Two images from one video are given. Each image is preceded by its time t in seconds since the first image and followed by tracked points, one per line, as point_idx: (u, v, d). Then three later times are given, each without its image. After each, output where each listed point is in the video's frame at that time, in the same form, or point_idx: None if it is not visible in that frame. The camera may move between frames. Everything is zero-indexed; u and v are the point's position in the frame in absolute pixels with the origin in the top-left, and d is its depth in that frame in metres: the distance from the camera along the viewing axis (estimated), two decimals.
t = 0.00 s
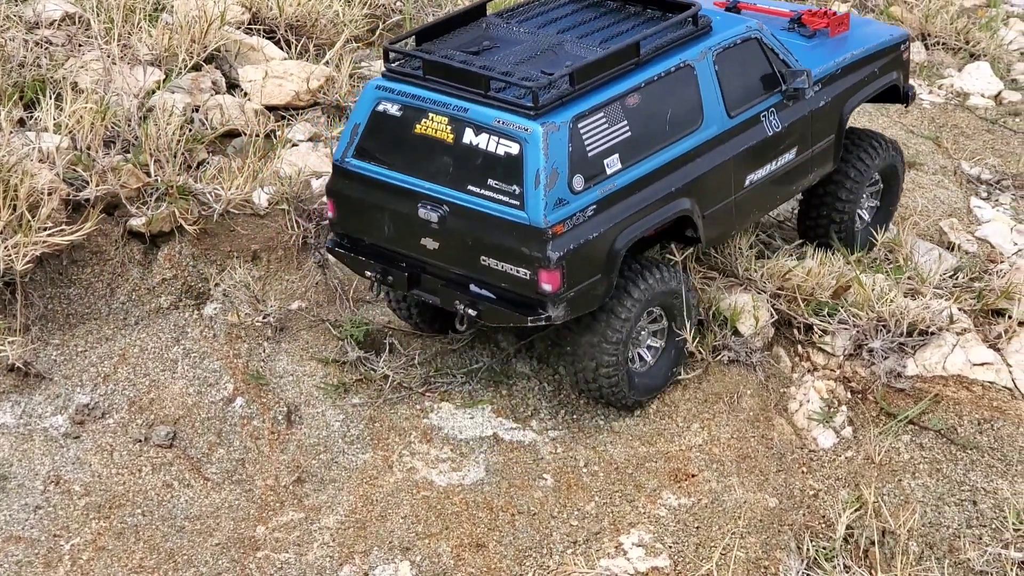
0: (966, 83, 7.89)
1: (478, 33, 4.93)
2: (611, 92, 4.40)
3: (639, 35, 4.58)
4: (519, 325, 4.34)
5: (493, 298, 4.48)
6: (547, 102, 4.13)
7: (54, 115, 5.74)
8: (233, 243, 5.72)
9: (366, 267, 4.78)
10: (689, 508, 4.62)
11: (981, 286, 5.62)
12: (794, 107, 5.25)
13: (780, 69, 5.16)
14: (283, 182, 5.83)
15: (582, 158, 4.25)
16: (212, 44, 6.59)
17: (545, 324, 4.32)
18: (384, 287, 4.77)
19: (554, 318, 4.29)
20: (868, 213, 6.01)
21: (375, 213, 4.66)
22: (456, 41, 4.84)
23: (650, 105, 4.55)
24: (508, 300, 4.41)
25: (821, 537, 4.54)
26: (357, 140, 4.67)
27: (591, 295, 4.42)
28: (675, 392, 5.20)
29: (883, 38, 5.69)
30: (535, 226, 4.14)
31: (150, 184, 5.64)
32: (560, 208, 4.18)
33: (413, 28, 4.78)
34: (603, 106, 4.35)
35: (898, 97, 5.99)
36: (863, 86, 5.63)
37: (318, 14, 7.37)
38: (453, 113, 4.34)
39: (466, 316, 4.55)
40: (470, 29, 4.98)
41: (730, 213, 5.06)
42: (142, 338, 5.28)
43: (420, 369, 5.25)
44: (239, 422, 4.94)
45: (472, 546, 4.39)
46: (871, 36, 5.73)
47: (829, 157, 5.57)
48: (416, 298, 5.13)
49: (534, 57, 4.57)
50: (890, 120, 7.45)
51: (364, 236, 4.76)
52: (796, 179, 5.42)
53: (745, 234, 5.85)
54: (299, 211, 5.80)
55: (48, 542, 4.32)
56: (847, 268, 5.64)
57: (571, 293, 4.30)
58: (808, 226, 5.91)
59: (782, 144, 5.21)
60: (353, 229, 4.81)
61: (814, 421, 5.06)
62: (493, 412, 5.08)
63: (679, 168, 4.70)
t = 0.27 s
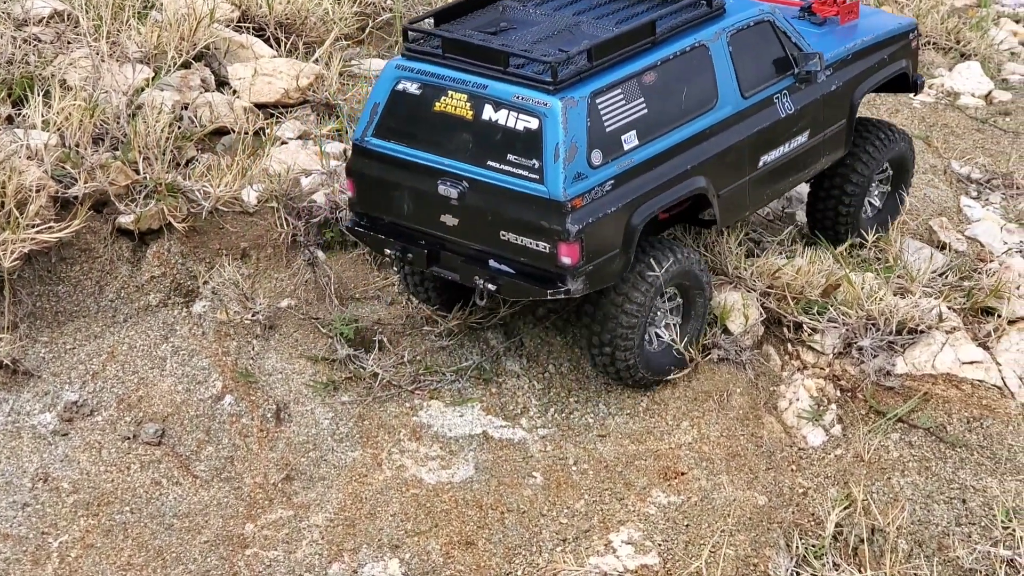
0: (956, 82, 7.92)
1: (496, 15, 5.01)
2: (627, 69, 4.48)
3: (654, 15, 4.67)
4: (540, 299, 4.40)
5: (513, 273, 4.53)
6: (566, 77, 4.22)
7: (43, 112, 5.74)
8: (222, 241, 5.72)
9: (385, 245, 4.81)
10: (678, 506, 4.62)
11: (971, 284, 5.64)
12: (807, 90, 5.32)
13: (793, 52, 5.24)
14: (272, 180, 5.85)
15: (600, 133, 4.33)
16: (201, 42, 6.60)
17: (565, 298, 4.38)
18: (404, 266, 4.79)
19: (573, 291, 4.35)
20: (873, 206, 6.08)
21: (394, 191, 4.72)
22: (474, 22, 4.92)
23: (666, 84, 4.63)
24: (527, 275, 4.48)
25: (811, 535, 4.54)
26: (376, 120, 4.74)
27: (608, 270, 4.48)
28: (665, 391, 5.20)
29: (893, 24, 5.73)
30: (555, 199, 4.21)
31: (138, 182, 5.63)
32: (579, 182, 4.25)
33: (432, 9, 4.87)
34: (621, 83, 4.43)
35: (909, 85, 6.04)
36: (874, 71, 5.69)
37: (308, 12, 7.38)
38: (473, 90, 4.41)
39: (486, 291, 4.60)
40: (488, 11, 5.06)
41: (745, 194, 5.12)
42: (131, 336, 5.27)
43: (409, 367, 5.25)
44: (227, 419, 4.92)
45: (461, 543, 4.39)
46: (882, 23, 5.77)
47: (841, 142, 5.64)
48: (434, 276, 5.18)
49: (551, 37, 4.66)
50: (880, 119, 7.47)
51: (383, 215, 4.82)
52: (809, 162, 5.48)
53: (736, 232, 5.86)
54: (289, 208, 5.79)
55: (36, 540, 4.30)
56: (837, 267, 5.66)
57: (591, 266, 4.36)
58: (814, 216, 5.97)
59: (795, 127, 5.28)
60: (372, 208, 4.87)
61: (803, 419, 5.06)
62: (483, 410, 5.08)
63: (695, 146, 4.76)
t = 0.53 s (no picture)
0: (952, 84, 7.95)
1: None
2: (659, 52, 4.53)
3: None
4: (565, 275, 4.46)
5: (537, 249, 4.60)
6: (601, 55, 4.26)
7: (41, 112, 5.74)
8: (220, 241, 5.71)
9: (411, 220, 4.91)
10: (676, 507, 4.62)
11: (968, 286, 5.66)
12: (830, 83, 5.38)
13: (820, 44, 5.29)
14: (269, 180, 5.81)
15: (630, 113, 4.37)
16: (199, 41, 6.60)
17: (590, 276, 4.43)
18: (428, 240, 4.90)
19: (599, 269, 4.40)
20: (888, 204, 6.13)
21: (422, 166, 4.80)
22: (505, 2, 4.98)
23: (697, 68, 4.68)
24: (553, 251, 4.54)
25: (808, 536, 4.54)
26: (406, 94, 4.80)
27: (634, 250, 4.53)
28: (663, 392, 5.20)
29: (915, 24, 5.82)
30: (585, 176, 4.26)
31: (136, 181, 5.63)
32: (609, 160, 4.30)
33: None
34: (652, 65, 4.48)
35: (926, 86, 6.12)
36: (896, 67, 5.76)
37: (305, 12, 7.37)
38: (505, 68, 4.46)
39: (510, 266, 4.69)
40: None
41: (765, 182, 5.18)
42: (128, 336, 5.26)
43: (407, 367, 5.25)
44: (225, 419, 4.92)
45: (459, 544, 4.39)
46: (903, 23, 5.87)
47: (861, 137, 5.70)
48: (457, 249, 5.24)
49: (583, 19, 4.72)
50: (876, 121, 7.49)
51: (409, 189, 4.89)
52: (829, 154, 5.54)
53: (734, 233, 5.87)
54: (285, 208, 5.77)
55: (34, 540, 4.29)
56: (834, 269, 5.68)
57: (617, 245, 4.41)
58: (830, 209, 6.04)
59: (818, 118, 5.33)
60: (398, 182, 4.94)
61: (800, 420, 5.06)
62: (480, 410, 5.08)
63: (722, 131, 4.82)
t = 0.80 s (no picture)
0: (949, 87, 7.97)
1: None
2: (669, 29, 4.63)
3: None
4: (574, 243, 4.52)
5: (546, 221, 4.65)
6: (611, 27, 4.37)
7: (37, 113, 5.73)
8: (216, 242, 5.72)
9: (423, 195, 4.97)
10: (671, 510, 4.62)
11: (963, 289, 5.67)
12: (842, 74, 5.44)
13: (831, 34, 5.38)
14: (267, 181, 5.86)
15: (640, 86, 4.46)
16: (196, 43, 6.61)
17: (599, 244, 4.48)
18: (438, 215, 4.96)
19: (607, 238, 4.45)
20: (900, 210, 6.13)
21: (433, 140, 4.85)
22: None
23: (707, 48, 4.78)
24: (561, 222, 4.59)
25: (802, 539, 4.54)
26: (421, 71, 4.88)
27: (642, 221, 4.58)
28: (658, 394, 5.21)
29: (928, 26, 5.88)
30: (594, 144, 4.33)
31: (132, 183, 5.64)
32: (617, 130, 4.38)
33: None
34: (663, 41, 4.58)
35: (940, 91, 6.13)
36: (908, 65, 5.82)
37: (303, 13, 7.38)
38: (519, 42, 4.57)
39: (519, 238, 4.74)
40: None
41: (776, 168, 5.23)
42: (125, 337, 5.25)
43: (403, 369, 5.25)
44: (221, 421, 4.92)
45: (455, 546, 4.39)
46: (916, 24, 5.92)
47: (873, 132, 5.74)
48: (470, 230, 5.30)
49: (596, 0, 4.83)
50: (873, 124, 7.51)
51: (421, 165, 4.95)
52: (840, 146, 5.59)
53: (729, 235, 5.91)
54: (282, 210, 5.79)
55: (29, 541, 4.27)
56: (830, 271, 5.70)
57: (625, 215, 4.46)
58: (840, 213, 6.07)
59: (829, 108, 5.39)
60: (411, 159, 4.99)
61: (796, 423, 5.07)
62: (476, 412, 5.09)
63: (733, 111, 4.88)
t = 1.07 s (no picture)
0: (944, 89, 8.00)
1: None
2: (681, 7, 4.72)
3: None
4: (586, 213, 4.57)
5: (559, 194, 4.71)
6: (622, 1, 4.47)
7: (32, 115, 5.73)
8: (212, 244, 5.73)
9: (438, 174, 5.07)
10: (666, 511, 4.61)
11: (958, 291, 5.68)
12: (855, 61, 5.49)
13: (843, 21, 5.44)
14: (264, 183, 5.88)
15: (651, 59, 4.54)
16: (192, 45, 6.61)
17: (610, 214, 4.53)
18: (454, 193, 5.05)
19: (619, 207, 4.50)
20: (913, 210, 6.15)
21: (448, 120, 4.95)
22: None
23: (718, 26, 4.86)
24: (573, 194, 4.65)
25: (797, 541, 4.54)
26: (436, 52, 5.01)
27: (655, 193, 4.63)
28: (653, 395, 5.22)
29: (940, 22, 5.93)
30: (604, 114, 4.40)
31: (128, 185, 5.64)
32: (628, 101, 4.44)
33: None
34: (674, 17, 4.66)
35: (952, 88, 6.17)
36: (919, 58, 5.85)
37: (299, 16, 7.39)
38: (533, 19, 4.70)
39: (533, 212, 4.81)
40: None
41: (788, 150, 5.26)
42: (120, 339, 5.25)
43: (398, 371, 5.26)
44: (216, 423, 4.93)
45: (449, 548, 4.38)
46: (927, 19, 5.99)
47: (885, 121, 5.77)
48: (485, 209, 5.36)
49: None
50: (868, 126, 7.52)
51: (436, 144, 5.04)
52: (852, 133, 5.62)
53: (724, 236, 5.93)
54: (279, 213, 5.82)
55: (24, 543, 4.23)
56: (825, 273, 5.69)
57: (636, 185, 4.51)
58: (851, 214, 6.11)
59: (841, 93, 5.44)
60: (427, 138, 5.09)
61: (791, 424, 5.07)
62: (471, 414, 5.09)
63: (746, 89, 4.92)
